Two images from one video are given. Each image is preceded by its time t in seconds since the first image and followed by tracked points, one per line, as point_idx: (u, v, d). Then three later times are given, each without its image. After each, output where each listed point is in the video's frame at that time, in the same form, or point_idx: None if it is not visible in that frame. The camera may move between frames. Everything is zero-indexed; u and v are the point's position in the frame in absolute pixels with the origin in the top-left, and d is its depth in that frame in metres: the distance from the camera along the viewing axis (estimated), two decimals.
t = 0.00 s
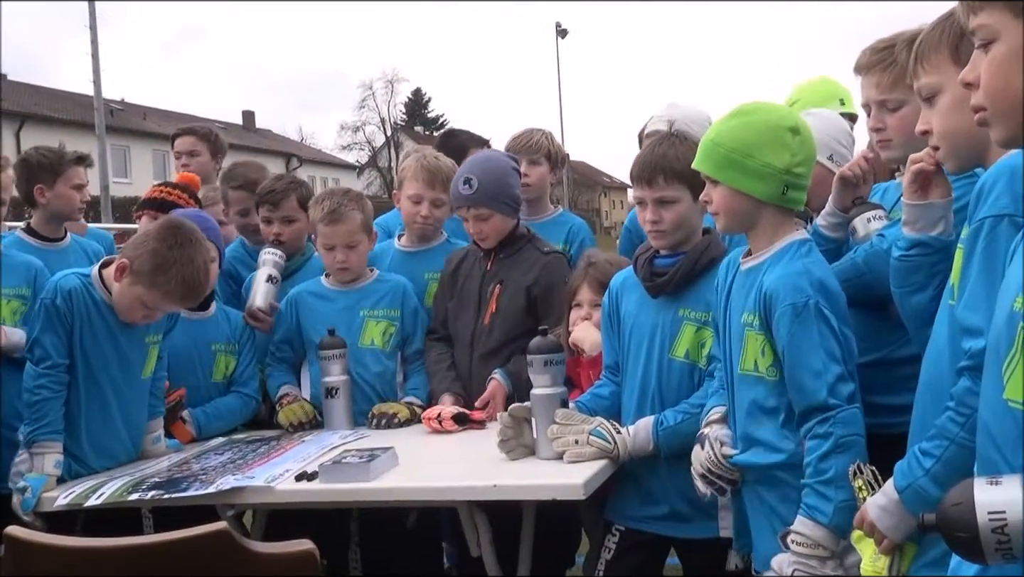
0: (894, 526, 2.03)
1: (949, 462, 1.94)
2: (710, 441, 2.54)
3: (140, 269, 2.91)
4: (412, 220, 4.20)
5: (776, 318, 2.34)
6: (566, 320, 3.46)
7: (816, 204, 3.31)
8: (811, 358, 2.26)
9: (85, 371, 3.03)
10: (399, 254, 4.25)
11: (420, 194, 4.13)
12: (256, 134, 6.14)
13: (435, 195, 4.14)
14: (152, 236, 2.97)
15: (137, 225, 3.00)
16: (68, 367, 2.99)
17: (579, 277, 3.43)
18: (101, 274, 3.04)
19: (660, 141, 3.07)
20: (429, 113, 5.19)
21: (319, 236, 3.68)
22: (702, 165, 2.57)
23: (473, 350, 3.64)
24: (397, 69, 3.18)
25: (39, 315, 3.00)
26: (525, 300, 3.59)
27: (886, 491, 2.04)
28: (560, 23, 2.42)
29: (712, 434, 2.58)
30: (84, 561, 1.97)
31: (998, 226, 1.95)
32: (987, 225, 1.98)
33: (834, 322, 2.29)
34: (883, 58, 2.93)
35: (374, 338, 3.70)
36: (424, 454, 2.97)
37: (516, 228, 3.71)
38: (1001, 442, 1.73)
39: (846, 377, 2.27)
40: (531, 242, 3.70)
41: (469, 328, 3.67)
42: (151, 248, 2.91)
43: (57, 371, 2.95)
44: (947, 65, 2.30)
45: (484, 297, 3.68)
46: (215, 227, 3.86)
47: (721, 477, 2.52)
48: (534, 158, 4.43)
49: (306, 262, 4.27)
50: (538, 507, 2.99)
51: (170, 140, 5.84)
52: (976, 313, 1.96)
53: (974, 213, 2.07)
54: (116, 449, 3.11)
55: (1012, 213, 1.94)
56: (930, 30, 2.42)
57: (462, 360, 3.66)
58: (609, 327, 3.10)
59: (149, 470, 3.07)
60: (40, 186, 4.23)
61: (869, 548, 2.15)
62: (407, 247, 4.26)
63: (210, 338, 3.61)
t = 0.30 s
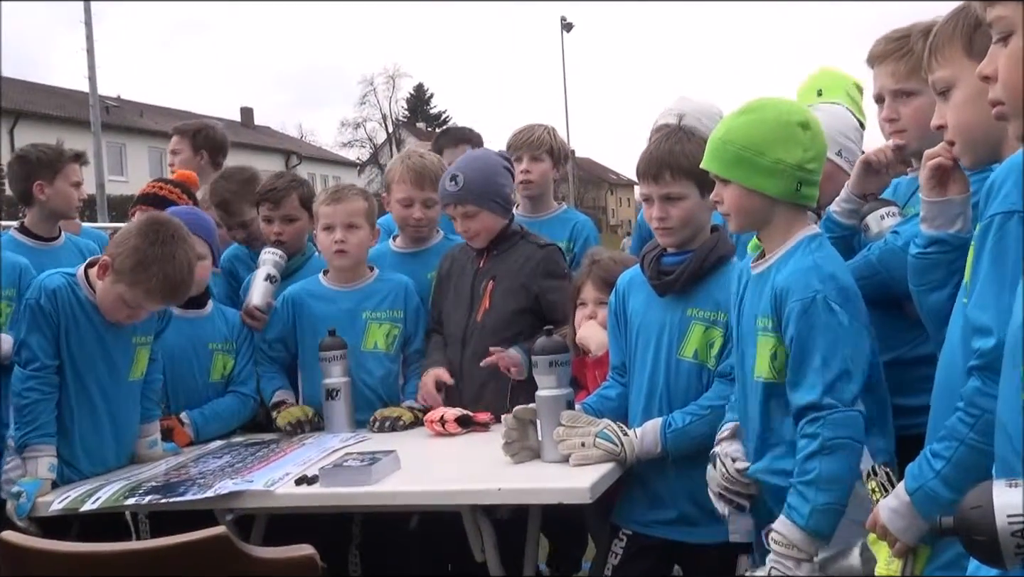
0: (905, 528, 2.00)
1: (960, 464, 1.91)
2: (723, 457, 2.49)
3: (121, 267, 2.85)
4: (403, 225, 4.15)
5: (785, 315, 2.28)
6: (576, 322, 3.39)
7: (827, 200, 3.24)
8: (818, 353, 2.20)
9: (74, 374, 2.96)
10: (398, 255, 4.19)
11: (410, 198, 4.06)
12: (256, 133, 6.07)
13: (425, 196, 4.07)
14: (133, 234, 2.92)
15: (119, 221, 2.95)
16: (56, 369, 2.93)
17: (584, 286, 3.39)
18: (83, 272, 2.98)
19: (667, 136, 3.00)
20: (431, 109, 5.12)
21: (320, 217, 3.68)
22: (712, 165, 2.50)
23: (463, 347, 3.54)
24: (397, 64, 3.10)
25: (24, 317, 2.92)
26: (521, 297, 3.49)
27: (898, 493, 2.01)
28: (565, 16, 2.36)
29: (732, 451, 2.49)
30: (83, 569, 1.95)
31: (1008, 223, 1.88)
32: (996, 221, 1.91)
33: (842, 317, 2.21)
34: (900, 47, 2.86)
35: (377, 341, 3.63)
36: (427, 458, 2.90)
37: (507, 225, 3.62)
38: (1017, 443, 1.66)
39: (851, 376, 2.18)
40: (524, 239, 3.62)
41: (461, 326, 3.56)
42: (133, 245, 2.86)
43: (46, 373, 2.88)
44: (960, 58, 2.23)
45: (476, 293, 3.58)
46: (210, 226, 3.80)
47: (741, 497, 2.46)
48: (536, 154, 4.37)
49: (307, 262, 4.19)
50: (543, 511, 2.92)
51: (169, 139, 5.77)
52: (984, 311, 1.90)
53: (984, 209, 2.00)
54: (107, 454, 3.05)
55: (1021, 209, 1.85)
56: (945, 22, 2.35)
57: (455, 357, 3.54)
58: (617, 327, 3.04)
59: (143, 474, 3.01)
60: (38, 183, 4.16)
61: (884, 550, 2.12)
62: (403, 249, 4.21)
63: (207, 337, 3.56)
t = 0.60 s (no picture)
0: (920, 529, 2.05)
1: (966, 465, 1.93)
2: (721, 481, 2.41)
3: (126, 270, 2.78)
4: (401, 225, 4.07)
5: (823, 303, 2.23)
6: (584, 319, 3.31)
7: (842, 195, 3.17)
8: (873, 328, 2.15)
9: (73, 374, 2.88)
10: (399, 253, 4.11)
11: (407, 196, 3.98)
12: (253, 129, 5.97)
13: (422, 193, 3.99)
14: (126, 232, 2.83)
15: (109, 220, 2.83)
16: (51, 373, 2.85)
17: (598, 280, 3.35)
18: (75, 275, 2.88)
19: (677, 129, 2.93)
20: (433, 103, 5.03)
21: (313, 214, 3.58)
22: (733, 160, 2.43)
23: (465, 351, 3.41)
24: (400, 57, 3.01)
25: (17, 322, 2.83)
26: (523, 293, 3.39)
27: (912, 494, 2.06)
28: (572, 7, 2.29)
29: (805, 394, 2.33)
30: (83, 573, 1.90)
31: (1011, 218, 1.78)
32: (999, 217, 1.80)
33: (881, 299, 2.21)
34: (917, 36, 2.77)
35: (376, 340, 3.55)
36: (433, 461, 2.82)
37: (506, 220, 3.52)
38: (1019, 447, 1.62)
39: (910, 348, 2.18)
40: (521, 234, 3.51)
41: (461, 329, 3.44)
42: (134, 246, 2.78)
43: (38, 377, 2.80)
44: (977, 51, 2.16)
45: (477, 294, 3.46)
46: (204, 222, 3.70)
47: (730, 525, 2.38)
48: (540, 149, 4.29)
49: (307, 261, 4.08)
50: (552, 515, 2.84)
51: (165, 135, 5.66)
52: (988, 310, 1.80)
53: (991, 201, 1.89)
54: (108, 455, 2.98)
55: None
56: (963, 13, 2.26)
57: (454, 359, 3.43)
58: (628, 329, 2.96)
59: (143, 478, 2.93)
60: (35, 178, 4.11)
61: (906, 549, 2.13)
62: (405, 249, 4.11)
63: (204, 336, 3.49)
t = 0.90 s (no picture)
0: (936, 536, 1.99)
1: (976, 472, 1.88)
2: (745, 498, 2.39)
3: (98, 265, 2.73)
4: (403, 218, 4.00)
5: (849, 318, 2.15)
6: (594, 324, 3.23)
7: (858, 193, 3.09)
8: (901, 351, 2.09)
9: (57, 375, 2.81)
10: (400, 252, 4.03)
11: (410, 190, 3.91)
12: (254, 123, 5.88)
13: (425, 188, 3.92)
14: (90, 228, 2.78)
15: (73, 219, 2.79)
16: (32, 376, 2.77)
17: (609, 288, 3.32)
18: (50, 280, 2.81)
19: (689, 124, 2.86)
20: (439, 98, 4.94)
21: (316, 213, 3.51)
22: (754, 155, 2.37)
23: (476, 360, 3.34)
24: (406, 51, 2.94)
25: None
26: (534, 299, 3.33)
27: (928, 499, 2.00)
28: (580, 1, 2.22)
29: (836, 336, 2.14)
30: None
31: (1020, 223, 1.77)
32: (1010, 220, 1.80)
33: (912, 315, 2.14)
34: (929, 33, 2.72)
35: (380, 341, 3.48)
36: (439, 466, 2.75)
37: (509, 222, 3.43)
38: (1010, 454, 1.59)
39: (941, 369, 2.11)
40: (528, 237, 3.43)
41: (470, 339, 3.35)
42: (102, 240, 2.74)
43: (21, 381, 2.72)
44: (999, 46, 2.07)
45: (485, 302, 3.37)
46: (204, 221, 3.56)
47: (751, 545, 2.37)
48: (548, 146, 4.18)
49: (309, 261, 3.98)
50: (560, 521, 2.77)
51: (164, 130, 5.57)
52: (995, 316, 1.78)
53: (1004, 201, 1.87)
54: (104, 458, 2.91)
55: None
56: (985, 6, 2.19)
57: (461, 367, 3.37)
58: (639, 330, 2.89)
59: (141, 482, 2.85)
60: (27, 176, 4.02)
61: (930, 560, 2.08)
62: (406, 245, 4.04)
63: (205, 336, 3.40)
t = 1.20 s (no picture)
0: (958, 542, 1.91)
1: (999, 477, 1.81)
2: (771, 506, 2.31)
3: (44, 254, 2.75)
4: (412, 216, 3.91)
5: (868, 334, 2.09)
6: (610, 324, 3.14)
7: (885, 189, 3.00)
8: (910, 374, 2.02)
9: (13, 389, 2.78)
10: (408, 251, 3.96)
11: (419, 186, 3.81)
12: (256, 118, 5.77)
13: (434, 184, 3.82)
14: (32, 225, 2.81)
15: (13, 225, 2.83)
16: None
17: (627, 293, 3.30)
18: None
19: (705, 119, 2.79)
20: (445, 94, 4.84)
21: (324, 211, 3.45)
22: (782, 154, 2.31)
23: (491, 360, 3.25)
24: (412, 45, 2.86)
25: None
26: (551, 299, 3.25)
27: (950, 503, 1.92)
28: None
29: (839, 348, 2.07)
30: None
31: None
32: None
33: (936, 340, 2.04)
34: (948, 28, 2.62)
35: (389, 342, 3.40)
36: (452, 470, 2.67)
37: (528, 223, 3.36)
38: None
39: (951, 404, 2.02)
40: (547, 241, 3.35)
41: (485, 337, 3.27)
42: (45, 231, 2.78)
43: None
44: None
45: (501, 301, 3.29)
46: (207, 227, 3.39)
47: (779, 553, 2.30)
48: (561, 141, 4.12)
49: (317, 260, 3.88)
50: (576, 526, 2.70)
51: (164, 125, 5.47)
52: None
53: None
54: (75, 474, 2.89)
55: None
56: None
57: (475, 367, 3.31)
58: (655, 330, 2.81)
59: (144, 484, 2.77)
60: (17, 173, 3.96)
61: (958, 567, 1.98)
62: (415, 243, 3.97)
63: (203, 336, 3.32)
